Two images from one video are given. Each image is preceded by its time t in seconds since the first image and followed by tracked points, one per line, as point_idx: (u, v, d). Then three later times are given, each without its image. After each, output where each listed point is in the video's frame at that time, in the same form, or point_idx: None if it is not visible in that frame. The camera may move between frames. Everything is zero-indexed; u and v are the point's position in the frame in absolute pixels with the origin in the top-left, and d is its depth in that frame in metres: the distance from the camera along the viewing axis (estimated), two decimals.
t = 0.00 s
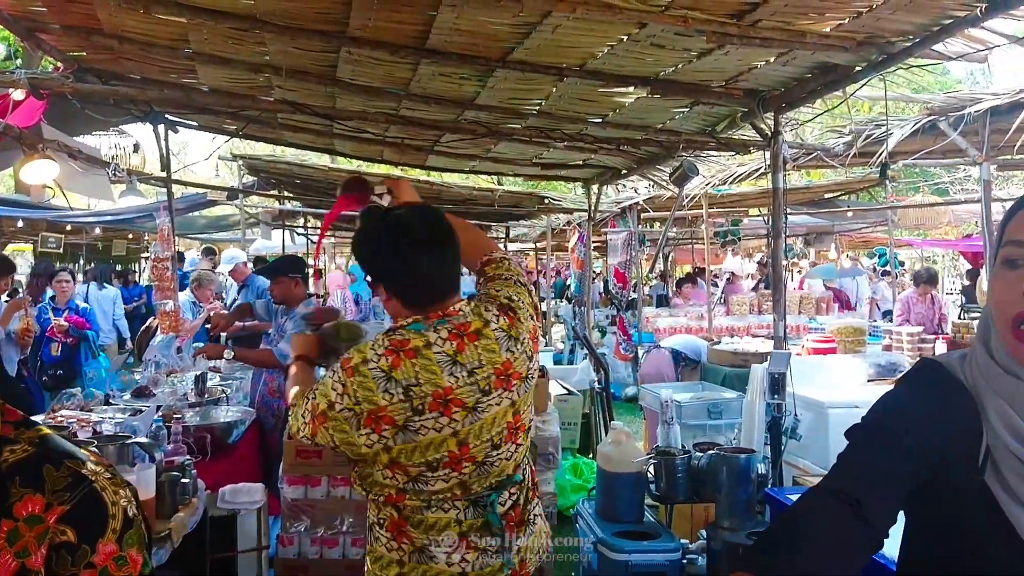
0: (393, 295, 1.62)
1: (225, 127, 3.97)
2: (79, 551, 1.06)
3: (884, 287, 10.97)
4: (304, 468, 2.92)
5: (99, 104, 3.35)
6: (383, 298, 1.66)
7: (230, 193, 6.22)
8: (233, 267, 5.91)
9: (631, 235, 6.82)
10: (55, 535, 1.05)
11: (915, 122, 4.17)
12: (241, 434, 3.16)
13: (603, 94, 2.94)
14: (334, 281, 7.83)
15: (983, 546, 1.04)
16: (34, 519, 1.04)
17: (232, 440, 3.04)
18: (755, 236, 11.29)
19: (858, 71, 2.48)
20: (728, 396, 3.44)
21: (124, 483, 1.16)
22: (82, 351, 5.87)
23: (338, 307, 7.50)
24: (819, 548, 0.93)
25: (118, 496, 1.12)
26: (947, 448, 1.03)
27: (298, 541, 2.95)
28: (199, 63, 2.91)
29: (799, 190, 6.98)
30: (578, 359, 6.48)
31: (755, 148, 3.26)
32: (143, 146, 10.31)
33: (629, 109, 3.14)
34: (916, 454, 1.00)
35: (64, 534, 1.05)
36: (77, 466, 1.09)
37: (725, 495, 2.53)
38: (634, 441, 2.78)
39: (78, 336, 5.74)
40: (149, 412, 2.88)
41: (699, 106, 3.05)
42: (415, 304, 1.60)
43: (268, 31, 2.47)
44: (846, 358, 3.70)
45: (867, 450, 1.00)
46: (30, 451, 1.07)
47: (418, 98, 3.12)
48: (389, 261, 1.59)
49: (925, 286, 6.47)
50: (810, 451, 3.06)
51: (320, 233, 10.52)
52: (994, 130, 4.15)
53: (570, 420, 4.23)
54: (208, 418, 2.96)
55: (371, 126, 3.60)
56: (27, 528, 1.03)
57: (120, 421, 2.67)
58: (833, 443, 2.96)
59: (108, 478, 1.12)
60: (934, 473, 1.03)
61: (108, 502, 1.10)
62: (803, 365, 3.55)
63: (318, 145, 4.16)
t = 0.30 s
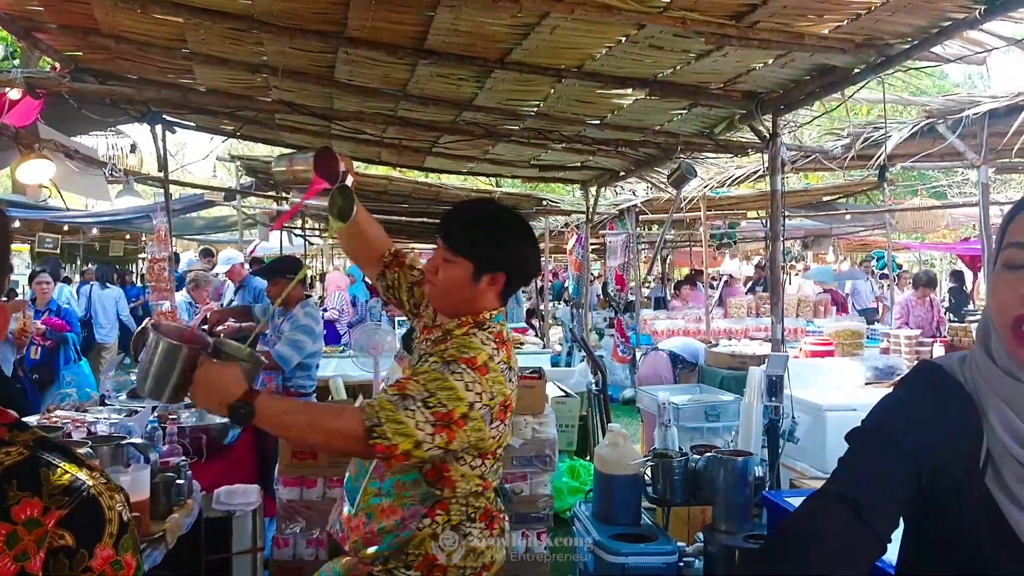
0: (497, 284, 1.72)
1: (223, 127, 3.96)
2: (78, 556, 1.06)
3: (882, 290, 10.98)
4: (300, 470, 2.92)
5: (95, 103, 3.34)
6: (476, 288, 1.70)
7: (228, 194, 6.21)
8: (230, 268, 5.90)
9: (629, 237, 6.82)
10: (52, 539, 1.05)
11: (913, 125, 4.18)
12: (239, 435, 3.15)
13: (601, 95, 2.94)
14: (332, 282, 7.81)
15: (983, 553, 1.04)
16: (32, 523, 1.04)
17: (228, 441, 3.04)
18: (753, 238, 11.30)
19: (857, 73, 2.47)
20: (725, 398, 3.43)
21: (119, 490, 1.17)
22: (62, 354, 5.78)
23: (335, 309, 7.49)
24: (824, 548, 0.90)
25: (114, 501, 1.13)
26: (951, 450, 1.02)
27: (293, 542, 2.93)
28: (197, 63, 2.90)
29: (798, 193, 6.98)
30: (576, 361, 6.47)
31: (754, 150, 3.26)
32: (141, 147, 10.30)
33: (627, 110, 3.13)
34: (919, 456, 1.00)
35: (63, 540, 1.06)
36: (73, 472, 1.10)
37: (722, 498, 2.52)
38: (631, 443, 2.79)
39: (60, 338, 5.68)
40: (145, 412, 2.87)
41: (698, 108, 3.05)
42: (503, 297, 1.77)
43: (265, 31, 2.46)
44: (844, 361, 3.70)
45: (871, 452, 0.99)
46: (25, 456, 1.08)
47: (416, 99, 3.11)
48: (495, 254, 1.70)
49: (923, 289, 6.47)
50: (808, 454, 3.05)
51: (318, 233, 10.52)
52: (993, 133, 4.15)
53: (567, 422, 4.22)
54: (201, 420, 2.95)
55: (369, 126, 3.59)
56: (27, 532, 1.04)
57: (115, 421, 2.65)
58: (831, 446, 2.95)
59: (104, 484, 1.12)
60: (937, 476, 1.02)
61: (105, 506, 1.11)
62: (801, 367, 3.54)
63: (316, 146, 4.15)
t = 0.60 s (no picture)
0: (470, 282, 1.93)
1: (220, 129, 3.96)
2: (76, 564, 1.05)
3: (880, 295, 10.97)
4: (294, 472, 2.90)
5: (91, 104, 3.33)
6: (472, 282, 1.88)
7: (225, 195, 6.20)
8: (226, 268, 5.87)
9: (627, 240, 6.81)
10: (51, 546, 1.04)
11: (911, 128, 4.18)
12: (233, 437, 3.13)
13: (598, 97, 2.94)
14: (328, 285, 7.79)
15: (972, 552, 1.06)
16: (34, 531, 1.03)
17: (222, 443, 3.00)
18: (752, 242, 11.30)
19: (854, 76, 2.47)
20: (722, 401, 3.43)
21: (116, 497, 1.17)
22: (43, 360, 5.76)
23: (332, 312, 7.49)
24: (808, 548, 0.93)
25: (112, 509, 1.12)
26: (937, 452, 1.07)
27: (286, 545, 2.92)
28: (193, 64, 2.89)
29: (796, 197, 6.98)
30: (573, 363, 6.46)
31: (751, 153, 3.25)
32: (139, 149, 10.29)
33: (624, 113, 3.13)
34: (908, 458, 1.03)
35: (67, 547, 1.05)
36: (71, 476, 1.10)
37: (718, 502, 2.50)
38: (627, 446, 2.77)
39: (38, 346, 5.49)
40: (138, 414, 2.85)
41: (695, 110, 3.04)
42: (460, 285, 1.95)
43: (260, 31, 2.45)
44: (842, 364, 3.69)
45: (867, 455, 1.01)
46: (23, 463, 1.08)
47: (413, 101, 3.11)
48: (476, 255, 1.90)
49: (921, 293, 6.46)
50: (805, 457, 3.05)
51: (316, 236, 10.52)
52: (989, 137, 4.15)
53: (563, 426, 4.20)
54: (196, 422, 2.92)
55: (365, 128, 3.58)
56: (28, 540, 1.02)
57: (108, 423, 2.64)
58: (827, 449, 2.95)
59: (101, 490, 1.12)
60: (928, 476, 1.07)
61: (103, 515, 1.10)
62: (798, 371, 3.53)
63: (313, 147, 4.14)
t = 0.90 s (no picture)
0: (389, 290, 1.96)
1: (219, 131, 3.96)
2: (87, 555, 1.06)
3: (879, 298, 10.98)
4: (290, 475, 2.89)
5: (89, 105, 3.33)
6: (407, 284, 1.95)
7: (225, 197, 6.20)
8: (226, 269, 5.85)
9: (626, 243, 6.81)
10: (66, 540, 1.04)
11: (909, 132, 4.19)
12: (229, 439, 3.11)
13: (596, 100, 2.93)
14: (328, 286, 7.80)
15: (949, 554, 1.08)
16: (51, 529, 1.02)
17: (219, 445, 3.00)
18: (751, 245, 11.31)
19: (851, 79, 2.46)
20: (719, 404, 3.42)
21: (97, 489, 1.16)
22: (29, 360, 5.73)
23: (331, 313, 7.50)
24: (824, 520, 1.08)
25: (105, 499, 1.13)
26: (911, 456, 1.12)
27: (282, 548, 2.91)
28: (190, 65, 2.89)
29: (795, 200, 6.99)
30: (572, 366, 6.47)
31: (749, 155, 3.24)
32: (139, 150, 10.30)
33: (622, 115, 3.12)
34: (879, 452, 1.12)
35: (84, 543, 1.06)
36: (65, 473, 1.08)
37: (715, 506, 2.49)
38: (625, 449, 2.73)
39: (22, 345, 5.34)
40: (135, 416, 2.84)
41: (693, 113, 3.04)
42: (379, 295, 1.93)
43: (257, 33, 2.45)
44: (840, 368, 3.68)
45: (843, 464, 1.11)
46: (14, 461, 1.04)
47: (411, 103, 3.10)
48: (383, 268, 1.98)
49: (920, 296, 6.46)
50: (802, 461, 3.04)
51: (316, 238, 10.53)
52: (988, 141, 4.15)
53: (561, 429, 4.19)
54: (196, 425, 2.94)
55: (363, 130, 3.58)
56: (47, 539, 1.02)
57: (104, 424, 2.63)
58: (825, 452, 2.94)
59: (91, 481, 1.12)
60: (900, 474, 1.12)
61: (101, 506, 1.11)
62: (797, 374, 3.52)
63: (312, 150, 4.14)
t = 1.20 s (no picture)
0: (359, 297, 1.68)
1: (219, 130, 3.96)
2: (75, 556, 1.39)
3: (878, 299, 10.96)
4: (288, 473, 2.88)
5: (88, 103, 3.33)
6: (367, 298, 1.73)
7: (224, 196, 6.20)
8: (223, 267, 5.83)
9: (625, 243, 6.81)
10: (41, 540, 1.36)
11: (908, 132, 4.19)
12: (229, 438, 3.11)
13: (596, 100, 2.93)
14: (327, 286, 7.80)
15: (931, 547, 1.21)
16: (39, 532, 1.36)
17: (218, 444, 2.99)
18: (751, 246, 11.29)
19: (851, 79, 2.46)
20: (719, 405, 3.42)
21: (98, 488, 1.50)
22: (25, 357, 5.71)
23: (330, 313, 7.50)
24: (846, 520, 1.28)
25: (101, 501, 1.47)
26: (899, 450, 1.27)
27: (280, 547, 2.90)
28: (190, 64, 2.89)
29: (794, 201, 6.97)
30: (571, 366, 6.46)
31: (749, 155, 3.24)
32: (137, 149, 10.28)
33: (623, 115, 3.12)
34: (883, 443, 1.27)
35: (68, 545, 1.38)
36: (60, 478, 1.41)
37: (714, 506, 2.49)
38: (624, 449, 2.74)
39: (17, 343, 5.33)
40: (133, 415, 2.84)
41: (693, 113, 3.04)
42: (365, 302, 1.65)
43: (257, 32, 2.45)
44: (839, 369, 3.68)
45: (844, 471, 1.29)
46: (14, 466, 1.37)
47: (411, 102, 3.11)
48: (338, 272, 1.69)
49: (919, 297, 6.45)
50: (802, 462, 3.04)
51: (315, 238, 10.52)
52: (988, 141, 4.14)
53: (560, 429, 4.19)
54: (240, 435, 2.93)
55: (364, 129, 3.58)
56: (35, 539, 1.35)
57: (102, 423, 2.63)
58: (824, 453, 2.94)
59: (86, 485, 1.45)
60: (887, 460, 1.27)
61: (96, 507, 1.45)
62: (796, 374, 3.52)
63: (312, 149, 4.15)
